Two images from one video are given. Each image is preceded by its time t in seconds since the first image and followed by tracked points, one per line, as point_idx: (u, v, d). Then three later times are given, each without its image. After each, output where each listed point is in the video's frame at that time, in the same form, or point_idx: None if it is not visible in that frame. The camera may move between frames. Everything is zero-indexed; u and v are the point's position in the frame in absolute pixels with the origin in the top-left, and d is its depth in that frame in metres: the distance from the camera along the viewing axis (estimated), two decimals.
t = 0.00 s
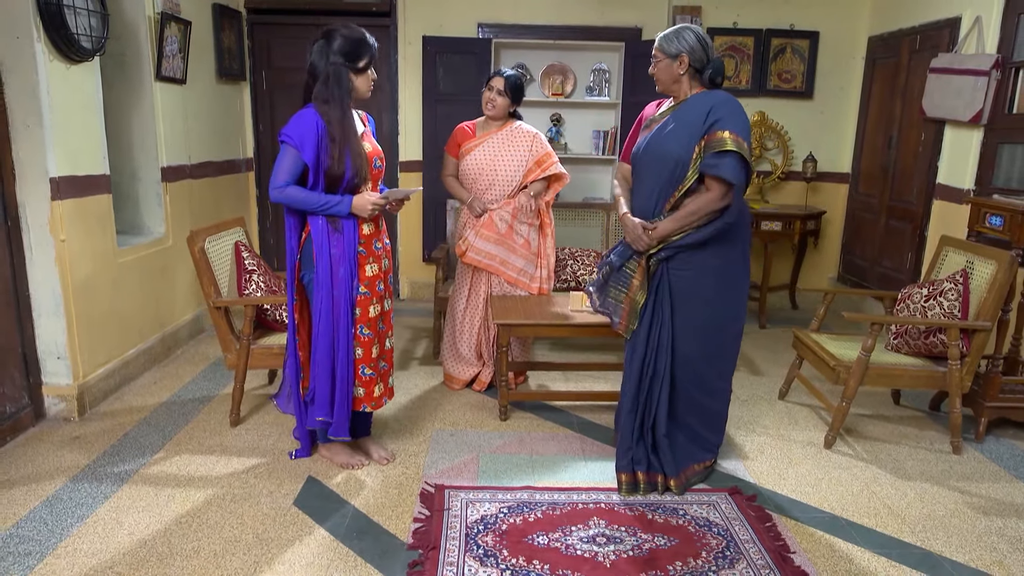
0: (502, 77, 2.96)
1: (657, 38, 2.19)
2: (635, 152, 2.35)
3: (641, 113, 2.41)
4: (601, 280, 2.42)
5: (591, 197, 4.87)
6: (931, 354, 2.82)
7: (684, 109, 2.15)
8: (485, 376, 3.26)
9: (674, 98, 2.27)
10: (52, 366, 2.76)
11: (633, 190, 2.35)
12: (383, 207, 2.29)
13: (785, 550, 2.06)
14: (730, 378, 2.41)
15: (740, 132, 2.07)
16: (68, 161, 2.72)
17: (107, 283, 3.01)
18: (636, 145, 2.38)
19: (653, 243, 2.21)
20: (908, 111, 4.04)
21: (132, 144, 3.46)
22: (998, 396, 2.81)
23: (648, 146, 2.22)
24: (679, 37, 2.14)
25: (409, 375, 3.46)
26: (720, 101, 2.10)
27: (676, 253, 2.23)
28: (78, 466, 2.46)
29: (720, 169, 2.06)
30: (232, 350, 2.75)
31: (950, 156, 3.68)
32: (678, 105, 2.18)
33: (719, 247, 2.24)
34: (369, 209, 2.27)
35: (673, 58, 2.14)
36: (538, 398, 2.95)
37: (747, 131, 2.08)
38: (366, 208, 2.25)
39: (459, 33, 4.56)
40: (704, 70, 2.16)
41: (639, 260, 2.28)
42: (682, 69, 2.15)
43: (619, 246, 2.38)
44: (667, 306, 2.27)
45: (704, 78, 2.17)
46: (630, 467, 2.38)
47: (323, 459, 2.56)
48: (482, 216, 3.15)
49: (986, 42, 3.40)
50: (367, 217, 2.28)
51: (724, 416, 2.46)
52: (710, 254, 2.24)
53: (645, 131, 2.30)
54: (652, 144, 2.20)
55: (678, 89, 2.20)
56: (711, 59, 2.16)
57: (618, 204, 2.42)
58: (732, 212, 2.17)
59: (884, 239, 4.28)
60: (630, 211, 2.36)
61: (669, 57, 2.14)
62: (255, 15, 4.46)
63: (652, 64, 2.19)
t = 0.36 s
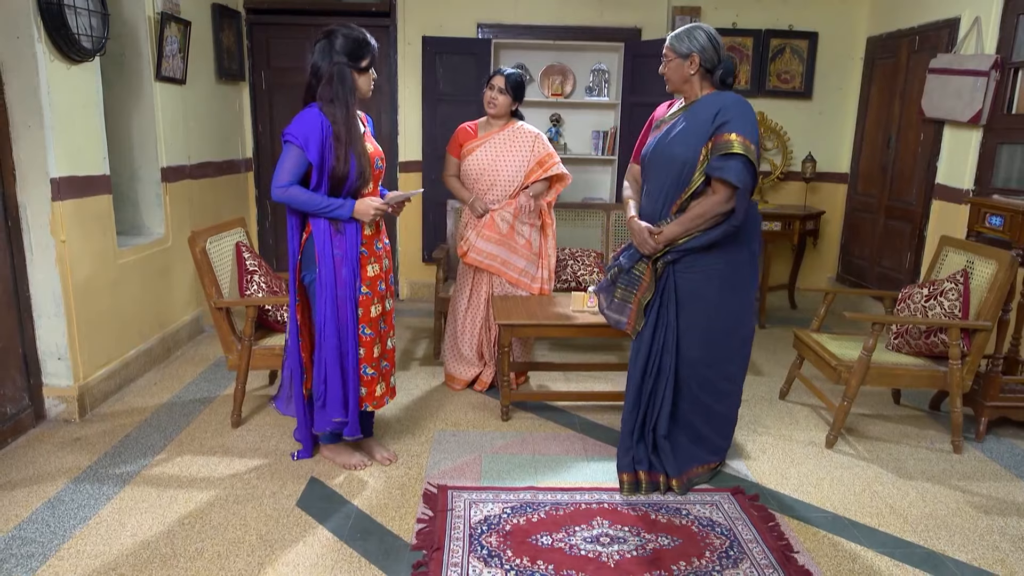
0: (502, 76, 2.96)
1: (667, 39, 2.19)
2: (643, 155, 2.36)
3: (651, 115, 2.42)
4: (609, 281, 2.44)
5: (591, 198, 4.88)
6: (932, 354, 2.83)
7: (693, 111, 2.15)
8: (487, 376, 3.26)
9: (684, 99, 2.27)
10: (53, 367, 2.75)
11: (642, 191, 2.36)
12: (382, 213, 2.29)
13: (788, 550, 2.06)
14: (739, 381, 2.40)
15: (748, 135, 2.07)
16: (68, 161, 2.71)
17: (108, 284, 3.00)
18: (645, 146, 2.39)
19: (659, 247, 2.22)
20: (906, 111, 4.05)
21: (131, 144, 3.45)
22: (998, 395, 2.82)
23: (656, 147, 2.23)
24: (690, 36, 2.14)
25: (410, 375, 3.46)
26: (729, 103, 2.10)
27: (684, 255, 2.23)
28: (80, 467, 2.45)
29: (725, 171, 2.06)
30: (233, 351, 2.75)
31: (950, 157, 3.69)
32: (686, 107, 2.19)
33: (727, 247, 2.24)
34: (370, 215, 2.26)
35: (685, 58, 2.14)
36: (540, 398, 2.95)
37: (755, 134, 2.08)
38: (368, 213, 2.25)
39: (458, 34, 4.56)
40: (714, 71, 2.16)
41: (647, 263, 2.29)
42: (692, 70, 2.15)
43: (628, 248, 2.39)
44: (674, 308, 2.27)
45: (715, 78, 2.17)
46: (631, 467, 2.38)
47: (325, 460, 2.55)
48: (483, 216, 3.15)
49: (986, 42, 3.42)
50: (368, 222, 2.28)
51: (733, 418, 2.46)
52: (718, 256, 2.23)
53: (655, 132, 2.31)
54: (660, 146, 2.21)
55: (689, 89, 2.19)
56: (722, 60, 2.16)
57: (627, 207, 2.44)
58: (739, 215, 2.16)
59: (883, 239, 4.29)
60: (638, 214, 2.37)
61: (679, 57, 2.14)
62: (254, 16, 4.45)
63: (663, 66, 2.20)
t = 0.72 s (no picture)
0: (505, 75, 2.96)
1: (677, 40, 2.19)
2: (651, 154, 2.35)
3: (657, 114, 2.41)
4: (614, 283, 2.40)
5: (590, 198, 4.88)
6: (931, 353, 2.84)
7: (706, 112, 2.15)
8: (487, 377, 3.25)
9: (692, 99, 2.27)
10: (52, 368, 2.74)
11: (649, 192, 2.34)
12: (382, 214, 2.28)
13: (790, 549, 2.07)
14: (744, 383, 2.39)
15: (763, 138, 2.08)
16: (68, 161, 2.70)
17: (107, 284, 3.00)
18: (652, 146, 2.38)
19: (670, 248, 2.20)
20: (905, 111, 4.06)
21: (131, 145, 3.44)
22: (998, 394, 2.83)
23: (668, 147, 2.21)
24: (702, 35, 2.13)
25: (410, 376, 3.45)
26: (743, 105, 2.11)
27: (692, 257, 2.23)
28: (80, 468, 2.44)
29: (742, 174, 2.07)
30: (234, 352, 2.74)
31: (948, 157, 3.71)
32: (698, 108, 2.19)
33: (735, 248, 2.23)
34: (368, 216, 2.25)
35: (698, 56, 2.13)
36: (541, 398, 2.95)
37: (769, 136, 2.09)
38: (366, 215, 2.24)
39: (457, 34, 4.56)
40: (726, 71, 2.16)
41: (656, 265, 2.27)
42: (706, 69, 2.14)
43: (635, 249, 2.34)
44: (679, 308, 2.26)
45: (727, 79, 2.18)
46: (633, 467, 2.38)
47: (326, 461, 2.55)
48: (484, 216, 3.14)
49: (984, 43, 3.43)
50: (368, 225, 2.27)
51: (737, 421, 2.45)
52: (724, 256, 2.23)
53: (662, 132, 2.30)
54: (671, 146, 2.20)
55: (700, 89, 2.19)
56: (734, 60, 2.16)
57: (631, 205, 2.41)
58: (752, 217, 2.18)
59: (881, 239, 4.30)
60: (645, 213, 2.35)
61: (692, 56, 2.14)
62: (253, 16, 4.45)
63: (673, 63, 2.19)
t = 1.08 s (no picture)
0: (507, 75, 2.94)
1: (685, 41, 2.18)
2: (657, 154, 2.33)
3: (662, 115, 2.39)
4: (619, 286, 2.42)
5: (588, 199, 4.88)
6: (931, 353, 2.84)
7: (717, 114, 2.14)
8: (487, 377, 3.26)
9: (700, 99, 2.26)
10: (52, 369, 2.74)
11: (655, 191, 2.33)
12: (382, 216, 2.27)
13: (792, 549, 2.07)
14: (748, 383, 2.39)
15: (774, 141, 2.09)
16: (68, 162, 2.70)
17: (107, 285, 2.99)
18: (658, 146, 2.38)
19: (678, 250, 2.20)
20: (904, 111, 4.07)
21: (129, 145, 3.43)
22: (997, 394, 2.84)
23: (676, 148, 2.20)
24: (714, 35, 2.13)
25: (410, 376, 3.45)
26: (754, 108, 2.11)
27: (700, 258, 2.22)
28: (80, 469, 2.44)
29: (755, 177, 2.07)
30: (234, 353, 2.74)
31: (947, 157, 3.71)
32: (707, 109, 2.18)
33: (741, 248, 2.23)
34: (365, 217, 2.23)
35: (712, 55, 2.13)
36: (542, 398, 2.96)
37: (779, 140, 2.10)
38: (364, 215, 2.23)
39: (456, 35, 4.56)
40: (738, 72, 2.16)
41: (661, 266, 2.28)
42: (720, 68, 2.14)
43: (639, 251, 2.35)
44: (684, 309, 2.27)
45: (739, 80, 2.18)
46: (634, 467, 2.38)
47: (327, 462, 2.55)
48: (484, 217, 3.15)
49: (983, 43, 3.44)
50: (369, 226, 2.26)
51: (740, 422, 2.45)
52: (729, 256, 2.23)
53: (669, 132, 2.29)
54: (680, 147, 2.19)
55: (712, 90, 2.19)
56: (746, 60, 2.16)
57: (636, 205, 2.40)
58: (762, 220, 2.18)
59: (880, 239, 4.30)
60: (650, 213, 2.34)
61: (707, 55, 2.13)
62: (252, 16, 4.44)
63: (682, 62, 2.18)
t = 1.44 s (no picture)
0: (497, 75, 2.94)
1: (688, 42, 2.18)
2: (659, 155, 2.33)
3: (664, 115, 2.39)
4: (620, 287, 2.42)
5: (585, 198, 4.88)
6: (928, 353, 2.85)
7: (720, 115, 2.14)
8: (483, 378, 3.26)
9: (702, 100, 2.26)
10: (48, 370, 2.73)
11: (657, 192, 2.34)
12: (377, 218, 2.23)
13: (789, 548, 2.08)
14: (748, 383, 2.40)
15: (777, 143, 2.09)
16: (65, 162, 2.69)
17: (103, 285, 2.98)
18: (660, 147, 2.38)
19: (679, 250, 2.21)
20: (900, 111, 4.08)
21: (126, 145, 3.43)
22: (993, 393, 2.85)
23: (678, 149, 2.20)
24: (719, 35, 2.13)
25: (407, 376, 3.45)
26: (757, 110, 2.12)
27: (701, 258, 2.22)
28: (77, 470, 2.43)
29: (759, 178, 2.08)
30: (232, 353, 2.73)
31: (943, 157, 3.73)
32: (710, 111, 2.18)
33: (742, 249, 2.23)
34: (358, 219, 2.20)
35: (718, 55, 2.13)
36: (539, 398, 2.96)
37: (782, 142, 2.11)
38: (358, 218, 2.19)
39: (453, 35, 4.56)
40: (742, 72, 2.16)
41: (663, 267, 2.28)
42: (726, 68, 2.14)
43: (640, 251, 2.35)
44: (685, 309, 2.27)
45: (742, 81, 2.18)
46: (633, 467, 2.39)
47: (325, 462, 2.54)
48: (472, 219, 3.10)
49: (978, 44, 3.45)
50: (364, 228, 2.23)
51: (739, 421, 2.45)
52: (730, 257, 2.23)
53: (671, 133, 2.29)
54: (682, 148, 2.19)
55: (715, 90, 2.18)
56: (750, 60, 2.16)
57: (637, 205, 2.40)
58: (763, 221, 2.19)
59: (876, 238, 4.32)
60: (652, 214, 2.34)
61: (713, 55, 2.13)
62: (249, 16, 4.44)
63: (686, 62, 2.18)
